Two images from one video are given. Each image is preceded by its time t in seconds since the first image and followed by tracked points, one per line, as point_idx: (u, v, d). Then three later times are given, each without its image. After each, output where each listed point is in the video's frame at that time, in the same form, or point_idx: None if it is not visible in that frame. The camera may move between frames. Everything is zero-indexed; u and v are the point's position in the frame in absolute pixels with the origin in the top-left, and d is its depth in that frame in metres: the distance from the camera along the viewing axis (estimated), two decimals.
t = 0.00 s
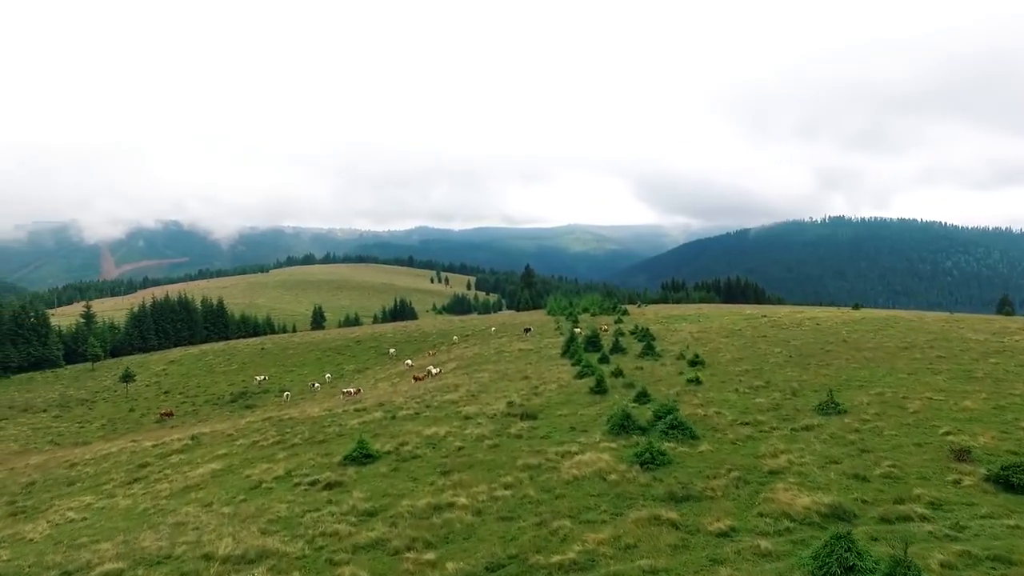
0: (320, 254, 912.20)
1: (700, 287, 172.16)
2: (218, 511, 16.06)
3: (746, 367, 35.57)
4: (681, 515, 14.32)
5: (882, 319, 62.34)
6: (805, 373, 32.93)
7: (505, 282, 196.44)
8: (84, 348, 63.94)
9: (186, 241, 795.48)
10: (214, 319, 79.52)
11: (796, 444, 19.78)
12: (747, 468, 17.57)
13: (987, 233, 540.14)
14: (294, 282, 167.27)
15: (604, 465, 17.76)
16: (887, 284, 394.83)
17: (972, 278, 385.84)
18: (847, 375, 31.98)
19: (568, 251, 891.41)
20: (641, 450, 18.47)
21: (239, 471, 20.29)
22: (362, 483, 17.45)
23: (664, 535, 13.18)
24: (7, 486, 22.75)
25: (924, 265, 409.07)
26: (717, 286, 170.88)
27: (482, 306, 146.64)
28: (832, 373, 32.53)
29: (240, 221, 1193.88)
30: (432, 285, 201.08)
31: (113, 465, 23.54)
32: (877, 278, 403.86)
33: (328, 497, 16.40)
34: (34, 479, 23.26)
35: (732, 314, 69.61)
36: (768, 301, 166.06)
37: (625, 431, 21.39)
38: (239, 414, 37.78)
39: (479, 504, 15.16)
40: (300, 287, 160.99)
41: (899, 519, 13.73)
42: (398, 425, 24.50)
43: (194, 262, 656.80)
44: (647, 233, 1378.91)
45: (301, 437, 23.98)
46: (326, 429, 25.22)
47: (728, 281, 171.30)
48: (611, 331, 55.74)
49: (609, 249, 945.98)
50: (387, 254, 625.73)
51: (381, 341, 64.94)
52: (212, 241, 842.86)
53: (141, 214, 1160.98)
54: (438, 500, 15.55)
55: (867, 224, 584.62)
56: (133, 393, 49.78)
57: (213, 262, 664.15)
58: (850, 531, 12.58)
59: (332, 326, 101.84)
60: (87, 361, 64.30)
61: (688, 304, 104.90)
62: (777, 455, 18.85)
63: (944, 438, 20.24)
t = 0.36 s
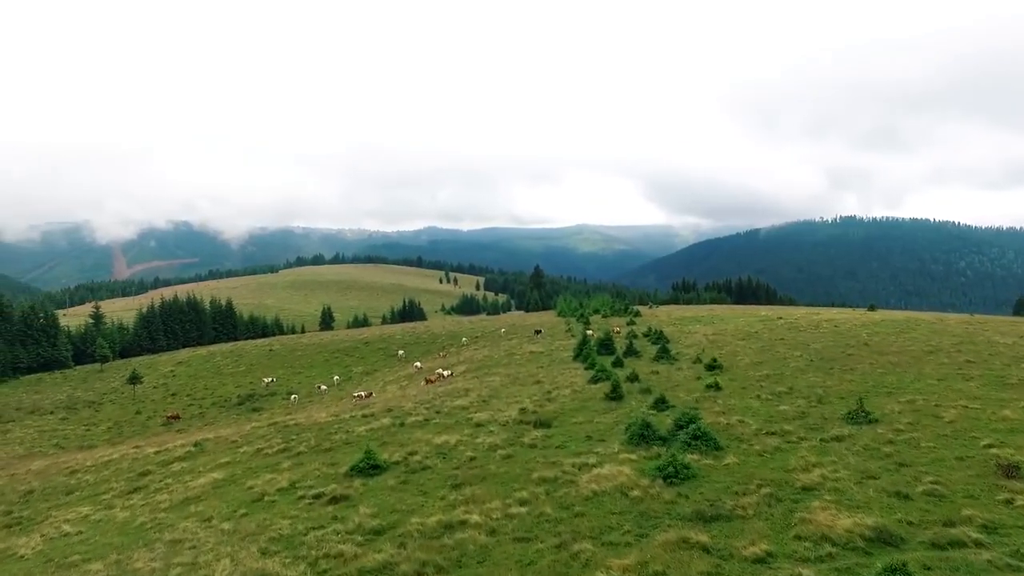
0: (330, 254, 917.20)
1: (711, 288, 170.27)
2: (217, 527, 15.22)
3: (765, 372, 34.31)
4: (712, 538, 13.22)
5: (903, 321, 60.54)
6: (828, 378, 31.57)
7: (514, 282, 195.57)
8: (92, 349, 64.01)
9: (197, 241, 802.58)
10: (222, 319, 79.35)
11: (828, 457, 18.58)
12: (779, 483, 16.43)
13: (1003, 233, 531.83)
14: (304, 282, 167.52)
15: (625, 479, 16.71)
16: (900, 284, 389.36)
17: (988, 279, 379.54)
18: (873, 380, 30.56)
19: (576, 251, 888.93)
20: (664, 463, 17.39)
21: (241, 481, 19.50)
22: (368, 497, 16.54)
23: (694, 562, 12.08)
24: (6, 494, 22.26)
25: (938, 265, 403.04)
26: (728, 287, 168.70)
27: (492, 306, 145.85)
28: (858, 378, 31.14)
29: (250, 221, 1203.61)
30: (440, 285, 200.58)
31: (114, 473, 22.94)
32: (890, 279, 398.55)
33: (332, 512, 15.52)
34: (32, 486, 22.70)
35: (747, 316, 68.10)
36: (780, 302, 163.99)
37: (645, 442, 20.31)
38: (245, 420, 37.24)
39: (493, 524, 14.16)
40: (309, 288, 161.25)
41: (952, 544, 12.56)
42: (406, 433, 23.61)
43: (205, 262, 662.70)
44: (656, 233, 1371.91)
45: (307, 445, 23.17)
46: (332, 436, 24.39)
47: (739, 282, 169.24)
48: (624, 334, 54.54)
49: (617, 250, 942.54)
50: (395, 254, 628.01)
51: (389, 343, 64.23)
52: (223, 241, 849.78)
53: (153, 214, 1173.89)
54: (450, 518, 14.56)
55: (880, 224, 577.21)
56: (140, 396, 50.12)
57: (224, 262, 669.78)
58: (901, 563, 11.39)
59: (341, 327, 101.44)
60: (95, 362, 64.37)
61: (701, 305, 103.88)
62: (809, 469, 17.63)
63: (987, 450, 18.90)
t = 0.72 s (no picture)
0: (336, 254, 920.64)
1: (719, 288, 168.77)
2: (212, 545, 14.42)
3: (783, 377, 33.13)
4: (742, 563, 12.18)
5: (921, 323, 58.92)
6: (849, 383, 30.33)
7: (520, 283, 194.74)
8: (98, 350, 63.82)
9: (205, 241, 807.94)
10: (228, 320, 79.01)
11: (860, 469, 17.45)
12: (809, 498, 15.36)
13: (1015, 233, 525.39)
14: (310, 282, 167.57)
15: (645, 495, 15.69)
16: (910, 284, 385.28)
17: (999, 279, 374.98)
18: (897, 385, 29.27)
19: (582, 251, 886.81)
20: (684, 478, 16.33)
21: (241, 493, 18.69)
22: (372, 512, 15.67)
23: None
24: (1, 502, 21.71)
25: (949, 266, 398.59)
26: (736, 287, 166.66)
27: (498, 306, 145.13)
28: (881, 383, 29.89)
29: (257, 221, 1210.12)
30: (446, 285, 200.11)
31: (111, 481, 22.31)
32: (900, 279, 394.49)
33: (334, 529, 14.69)
34: (28, 495, 22.09)
35: (760, 318, 66.72)
36: (790, 303, 162.47)
37: (663, 452, 19.27)
38: (247, 426, 36.68)
39: (504, 544, 13.20)
40: (315, 288, 161.27)
41: (1008, 571, 11.44)
42: (412, 441, 22.72)
43: (213, 262, 667.02)
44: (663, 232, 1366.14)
45: (310, 454, 22.36)
46: (335, 444, 23.57)
47: (748, 283, 167.60)
48: (634, 336, 53.48)
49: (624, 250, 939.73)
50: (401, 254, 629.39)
51: (396, 344, 63.44)
52: (230, 241, 854.69)
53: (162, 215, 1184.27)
54: (458, 538, 13.64)
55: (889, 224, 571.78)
56: (143, 398, 49.90)
57: (232, 262, 673.88)
58: None
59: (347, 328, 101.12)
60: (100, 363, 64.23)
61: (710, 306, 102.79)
62: (840, 482, 16.53)
63: None
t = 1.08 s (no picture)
0: (339, 254, 922.13)
1: (725, 288, 167.67)
2: (203, 565, 13.58)
3: (798, 381, 32.04)
4: None
5: (935, 324, 57.62)
6: (868, 387, 29.20)
7: (524, 283, 193.89)
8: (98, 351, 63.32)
9: (209, 241, 810.51)
10: (230, 320, 78.38)
11: (890, 482, 16.46)
12: (840, 515, 14.37)
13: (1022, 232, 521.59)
14: (313, 282, 167.23)
15: (664, 512, 14.72)
16: (916, 284, 382.69)
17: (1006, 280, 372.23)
18: (919, 390, 28.12)
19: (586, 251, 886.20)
20: (705, 493, 15.36)
21: (237, 505, 17.83)
22: (374, 529, 14.79)
23: None
24: None
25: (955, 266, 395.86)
26: (741, 288, 165.37)
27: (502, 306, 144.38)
28: (901, 388, 28.76)
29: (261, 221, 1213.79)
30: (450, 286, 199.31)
31: (104, 490, 21.56)
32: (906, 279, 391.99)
33: (332, 548, 13.81)
34: (18, 505, 21.36)
35: (770, 319, 65.55)
36: (795, 303, 161.32)
37: (680, 463, 18.31)
38: (247, 431, 35.91)
39: (514, 568, 12.27)
40: (318, 288, 160.97)
41: None
42: (416, 450, 21.81)
43: (217, 262, 669.11)
44: (666, 232, 1362.74)
45: (310, 462, 21.51)
46: (336, 452, 22.71)
47: (754, 283, 166.45)
48: (642, 338, 52.46)
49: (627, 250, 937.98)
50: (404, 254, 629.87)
51: (399, 346, 62.59)
52: (234, 241, 857.18)
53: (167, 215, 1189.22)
54: (466, 558, 12.73)
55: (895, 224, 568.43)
56: (143, 400, 49.28)
57: (236, 262, 675.91)
58: None
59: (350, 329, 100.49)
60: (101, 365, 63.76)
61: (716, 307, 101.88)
62: (871, 497, 15.50)
63: None
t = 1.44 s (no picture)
0: (342, 254, 923.36)
1: (729, 288, 166.57)
2: None
3: (813, 386, 31.02)
4: None
5: (948, 326, 56.38)
6: (887, 393, 28.12)
7: (527, 283, 192.90)
8: (98, 352, 62.79)
9: (212, 241, 812.27)
10: (231, 321, 77.77)
11: (924, 498, 15.44)
12: (875, 535, 13.38)
13: None
14: (315, 283, 166.65)
15: (685, 532, 13.73)
16: (921, 284, 380.50)
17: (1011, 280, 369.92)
18: (942, 397, 26.97)
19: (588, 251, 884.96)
20: (727, 510, 14.39)
21: (231, 520, 16.94)
22: (375, 548, 13.89)
23: None
24: None
25: (960, 266, 393.54)
26: (746, 288, 164.03)
27: (505, 307, 143.50)
28: (922, 394, 27.65)
29: (264, 221, 1216.31)
30: (452, 286, 198.47)
31: (94, 501, 20.72)
32: (911, 280, 389.86)
33: (330, 570, 12.91)
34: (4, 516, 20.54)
35: (778, 321, 64.42)
36: (799, 304, 160.06)
37: (698, 475, 17.34)
38: (245, 436, 35.11)
39: None
40: (321, 288, 160.53)
41: None
42: (419, 460, 20.91)
43: (220, 262, 670.45)
44: (669, 233, 1360.03)
45: (308, 472, 20.59)
46: (335, 461, 21.80)
47: (758, 283, 165.20)
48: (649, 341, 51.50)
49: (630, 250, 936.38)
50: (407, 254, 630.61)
51: (401, 347, 61.72)
52: (237, 241, 858.43)
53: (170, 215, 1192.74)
54: None
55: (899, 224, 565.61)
56: (142, 403, 48.58)
57: (238, 262, 677.28)
58: None
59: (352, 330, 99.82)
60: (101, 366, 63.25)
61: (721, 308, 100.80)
62: (907, 514, 14.43)
63: None
